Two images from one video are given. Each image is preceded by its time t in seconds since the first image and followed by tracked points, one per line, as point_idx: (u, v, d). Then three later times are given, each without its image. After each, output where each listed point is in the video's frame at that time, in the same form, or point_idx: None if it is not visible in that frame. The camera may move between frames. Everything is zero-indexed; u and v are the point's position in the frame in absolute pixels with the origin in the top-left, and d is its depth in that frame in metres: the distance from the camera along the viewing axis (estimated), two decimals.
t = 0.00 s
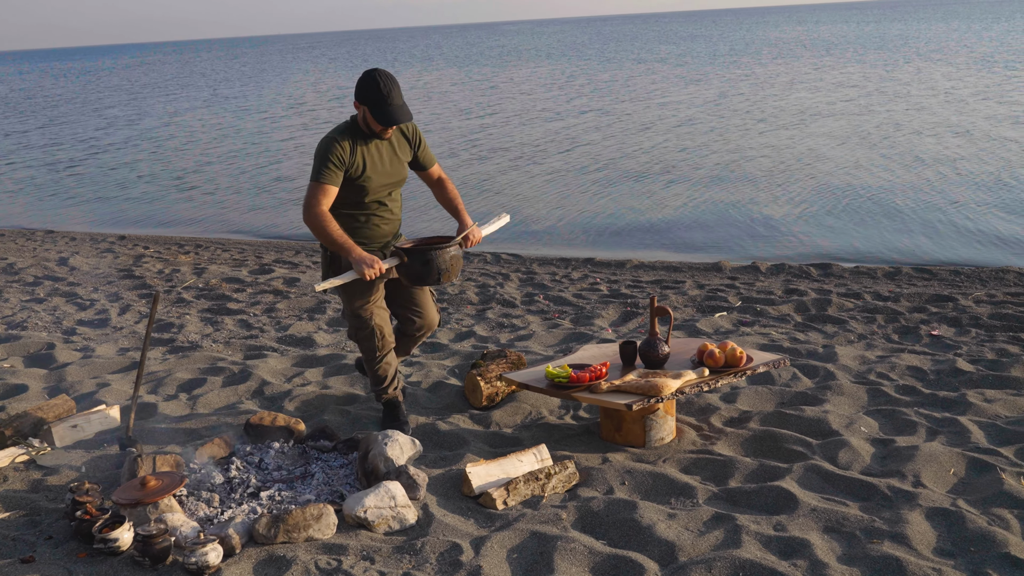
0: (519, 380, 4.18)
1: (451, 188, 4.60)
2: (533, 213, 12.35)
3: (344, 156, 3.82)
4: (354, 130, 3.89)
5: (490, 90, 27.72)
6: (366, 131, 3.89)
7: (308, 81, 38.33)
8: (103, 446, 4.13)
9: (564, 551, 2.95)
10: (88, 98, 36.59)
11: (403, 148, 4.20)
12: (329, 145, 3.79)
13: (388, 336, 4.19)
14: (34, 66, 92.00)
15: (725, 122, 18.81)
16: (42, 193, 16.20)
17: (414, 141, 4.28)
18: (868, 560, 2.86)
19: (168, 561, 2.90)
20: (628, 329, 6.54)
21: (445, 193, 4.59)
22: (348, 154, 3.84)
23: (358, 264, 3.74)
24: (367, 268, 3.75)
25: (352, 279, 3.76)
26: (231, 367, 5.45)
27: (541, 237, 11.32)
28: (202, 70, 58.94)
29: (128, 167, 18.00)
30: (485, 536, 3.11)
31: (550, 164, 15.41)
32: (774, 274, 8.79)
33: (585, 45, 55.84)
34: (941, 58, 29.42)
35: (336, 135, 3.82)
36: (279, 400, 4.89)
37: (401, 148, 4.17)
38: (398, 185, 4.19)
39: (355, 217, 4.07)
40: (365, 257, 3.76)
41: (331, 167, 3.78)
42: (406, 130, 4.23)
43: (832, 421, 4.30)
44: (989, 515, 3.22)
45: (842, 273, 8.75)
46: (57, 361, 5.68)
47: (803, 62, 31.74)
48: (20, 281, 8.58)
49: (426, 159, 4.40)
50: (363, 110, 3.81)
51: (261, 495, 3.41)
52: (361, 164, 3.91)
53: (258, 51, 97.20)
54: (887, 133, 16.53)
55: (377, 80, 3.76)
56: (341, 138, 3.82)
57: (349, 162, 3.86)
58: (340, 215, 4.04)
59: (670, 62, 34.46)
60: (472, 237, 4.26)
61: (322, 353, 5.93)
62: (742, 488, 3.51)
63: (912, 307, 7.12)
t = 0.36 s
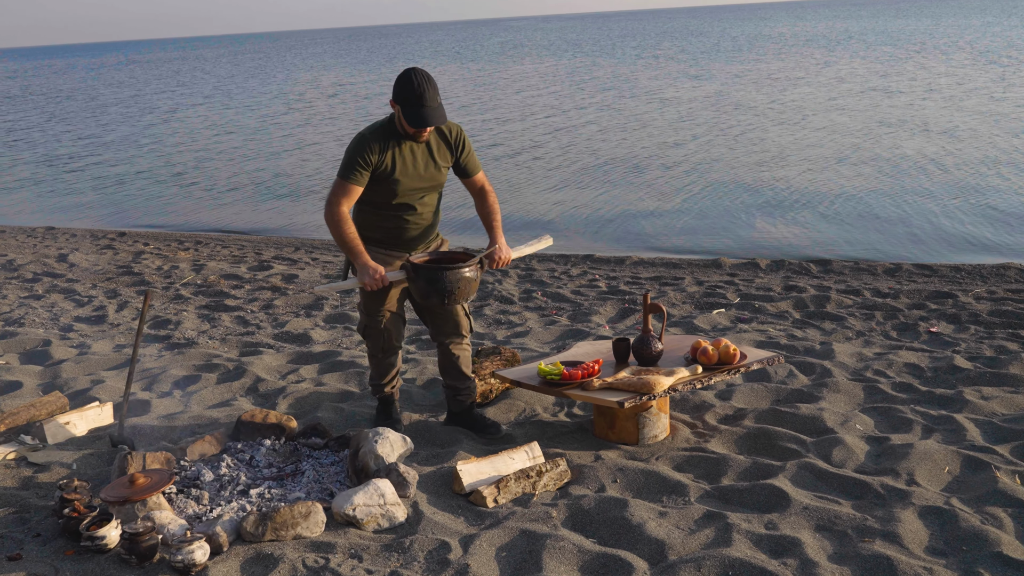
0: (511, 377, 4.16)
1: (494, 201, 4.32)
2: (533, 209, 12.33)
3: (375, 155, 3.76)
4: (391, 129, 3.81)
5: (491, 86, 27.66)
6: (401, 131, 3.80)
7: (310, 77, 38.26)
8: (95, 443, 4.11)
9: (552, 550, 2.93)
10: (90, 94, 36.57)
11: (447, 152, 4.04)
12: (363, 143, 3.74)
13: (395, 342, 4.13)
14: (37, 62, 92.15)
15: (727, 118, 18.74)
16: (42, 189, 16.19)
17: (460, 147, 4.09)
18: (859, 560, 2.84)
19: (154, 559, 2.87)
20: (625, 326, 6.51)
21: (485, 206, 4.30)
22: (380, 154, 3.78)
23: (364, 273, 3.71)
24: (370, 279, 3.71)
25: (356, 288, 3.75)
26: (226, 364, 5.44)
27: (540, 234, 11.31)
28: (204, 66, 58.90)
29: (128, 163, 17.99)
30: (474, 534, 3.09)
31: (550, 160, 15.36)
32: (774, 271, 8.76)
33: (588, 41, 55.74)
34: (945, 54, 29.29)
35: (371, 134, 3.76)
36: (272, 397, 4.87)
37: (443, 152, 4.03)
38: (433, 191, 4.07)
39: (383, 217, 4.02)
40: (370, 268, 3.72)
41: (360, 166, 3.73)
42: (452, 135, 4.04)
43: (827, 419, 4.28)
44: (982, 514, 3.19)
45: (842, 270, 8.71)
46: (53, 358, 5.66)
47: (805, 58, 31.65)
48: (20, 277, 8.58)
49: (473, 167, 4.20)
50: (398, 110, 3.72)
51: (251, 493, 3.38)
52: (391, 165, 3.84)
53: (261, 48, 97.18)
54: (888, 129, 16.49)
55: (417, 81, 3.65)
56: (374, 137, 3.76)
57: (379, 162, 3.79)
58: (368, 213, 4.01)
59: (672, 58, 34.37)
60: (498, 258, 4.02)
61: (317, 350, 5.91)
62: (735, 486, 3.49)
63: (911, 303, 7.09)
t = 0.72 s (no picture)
0: (517, 366, 4.15)
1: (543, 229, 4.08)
2: (542, 198, 12.30)
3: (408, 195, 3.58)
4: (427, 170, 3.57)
5: (501, 73, 27.53)
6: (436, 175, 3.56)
7: (320, 66, 38.19)
8: (105, 432, 4.15)
9: (557, 538, 2.93)
10: (102, 86, 36.69)
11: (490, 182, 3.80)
12: (397, 182, 3.55)
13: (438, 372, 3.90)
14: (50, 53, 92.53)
15: (738, 104, 18.57)
16: (55, 179, 16.29)
17: (504, 183, 3.81)
18: (864, 547, 2.82)
19: (161, 546, 2.90)
20: (634, 314, 6.49)
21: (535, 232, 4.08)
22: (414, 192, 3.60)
23: (398, 310, 3.54)
24: (402, 319, 3.52)
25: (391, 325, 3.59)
26: (235, 353, 5.46)
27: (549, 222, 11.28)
28: (215, 56, 58.92)
29: (140, 153, 18.05)
30: (479, 521, 3.09)
31: (560, 147, 15.29)
32: (785, 258, 8.70)
33: (598, 28, 55.43)
34: (960, 38, 28.88)
35: (405, 174, 3.54)
36: (280, 385, 4.89)
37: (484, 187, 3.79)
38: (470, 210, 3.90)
39: (416, 228, 3.90)
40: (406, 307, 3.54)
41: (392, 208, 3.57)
42: (494, 169, 3.76)
43: (835, 406, 4.25)
44: (990, 501, 3.16)
45: (854, 257, 8.63)
46: (64, 347, 5.71)
47: (818, 43, 31.28)
48: (33, 267, 8.66)
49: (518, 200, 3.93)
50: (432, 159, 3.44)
51: (257, 480, 3.41)
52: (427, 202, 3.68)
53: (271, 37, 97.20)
54: (901, 114, 16.30)
55: (456, 139, 3.35)
56: (409, 179, 3.55)
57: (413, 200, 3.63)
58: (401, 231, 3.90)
59: (683, 44, 34.07)
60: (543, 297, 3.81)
61: (325, 338, 5.93)
62: (741, 474, 3.47)
63: (923, 290, 7.02)
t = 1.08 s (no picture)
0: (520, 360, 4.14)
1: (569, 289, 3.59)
2: (542, 191, 12.28)
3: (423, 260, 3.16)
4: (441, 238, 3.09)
5: (500, 66, 27.44)
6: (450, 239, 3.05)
7: (318, 61, 38.09)
8: (109, 428, 4.16)
9: (561, 531, 2.94)
10: (100, 82, 36.61)
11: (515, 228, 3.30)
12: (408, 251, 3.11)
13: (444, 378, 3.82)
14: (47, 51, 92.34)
15: (738, 95, 18.52)
16: (54, 177, 16.28)
17: (527, 236, 3.33)
18: (868, 539, 2.82)
19: (166, 543, 2.91)
20: (635, 307, 6.49)
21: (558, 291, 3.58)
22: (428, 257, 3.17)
23: (426, 369, 3.46)
24: (430, 377, 3.46)
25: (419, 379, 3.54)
26: (237, 349, 5.47)
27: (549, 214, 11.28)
28: (213, 51, 58.83)
29: (139, 150, 18.03)
30: (483, 516, 3.10)
31: (560, 140, 15.25)
32: (786, 250, 8.69)
33: (596, 20, 55.30)
34: (960, 27, 28.77)
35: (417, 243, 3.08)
36: (283, 381, 4.89)
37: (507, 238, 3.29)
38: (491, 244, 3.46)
39: (435, 261, 3.52)
40: (434, 368, 3.46)
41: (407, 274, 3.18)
42: (517, 226, 3.26)
43: (838, 398, 4.25)
44: (994, 491, 3.16)
45: (855, 248, 8.62)
46: (66, 344, 5.72)
47: (817, 34, 31.20)
48: (34, 265, 8.67)
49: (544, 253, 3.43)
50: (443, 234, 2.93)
51: (261, 476, 3.41)
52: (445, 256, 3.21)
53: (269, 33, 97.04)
54: (902, 104, 16.25)
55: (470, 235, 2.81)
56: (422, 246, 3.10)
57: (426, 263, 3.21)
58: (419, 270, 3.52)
59: (681, 35, 33.99)
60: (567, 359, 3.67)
61: (327, 334, 5.93)
62: (745, 466, 3.48)
63: (924, 281, 7.01)
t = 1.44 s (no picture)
0: (523, 358, 4.14)
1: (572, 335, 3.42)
2: (537, 187, 12.25)
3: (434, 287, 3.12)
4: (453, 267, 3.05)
5: (492, 63, 27.39)
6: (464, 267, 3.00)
7: (309, 61, 37.95)
8: (112, 433, 4.14)
9: (570, 527, 2.94)
10: (90, 85, 36.41)
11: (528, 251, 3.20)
12: (420, 278, 3.08)
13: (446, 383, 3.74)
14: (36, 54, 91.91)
15: (731, 88, 18.53)
16: (47, 180, 16.20)
17: (535, 265, 3.20)
18: (876, 529, 2.83)
19: (175, 547, 2.90)
20: (635, 302, 6.49)
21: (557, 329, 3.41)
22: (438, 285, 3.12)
23: (437, 396, 3.45)
24: (441, 405, 3.46)
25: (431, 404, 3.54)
26: (237, 351, 5.45)
27: (544, 210, 11.28)
28: (204, 52, 58.58)
29: (132, 152, 17.95)
30: (492, 513, 3.10)
31: (554, 135, 15.23)
32: (782, 243, 8.71)
33: (586, 16, 55.30)
34: (950, 17, 28.83)
35: (429, 271, 3.05)
36: (285, 382, 4.89)
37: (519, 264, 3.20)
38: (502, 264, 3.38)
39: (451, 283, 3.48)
40: (445, 397, 3.45)
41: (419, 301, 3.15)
42: (526, 254, 3.15)
43: (841, 389, 4.26)
44: (999, 480, 3.18)
45: (852, 240, 8.64)
46: (65, 349, 5.69)
47: (808, 26, 31.24)
48: (30, 269, 8.62)
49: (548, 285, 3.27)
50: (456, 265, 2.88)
51: (268, 478, 3.41)
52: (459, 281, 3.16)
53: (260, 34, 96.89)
54: (895, 94, 16.27)
55: (482, 275, 2.76)
56: (433, 274, 3.07)
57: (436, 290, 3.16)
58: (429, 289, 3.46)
59: (672, 29, 33.97)
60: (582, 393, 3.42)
61: (327, 334, 5.92)
62: (750, 459, 3.49)
63: (921, 271, 7.03)
